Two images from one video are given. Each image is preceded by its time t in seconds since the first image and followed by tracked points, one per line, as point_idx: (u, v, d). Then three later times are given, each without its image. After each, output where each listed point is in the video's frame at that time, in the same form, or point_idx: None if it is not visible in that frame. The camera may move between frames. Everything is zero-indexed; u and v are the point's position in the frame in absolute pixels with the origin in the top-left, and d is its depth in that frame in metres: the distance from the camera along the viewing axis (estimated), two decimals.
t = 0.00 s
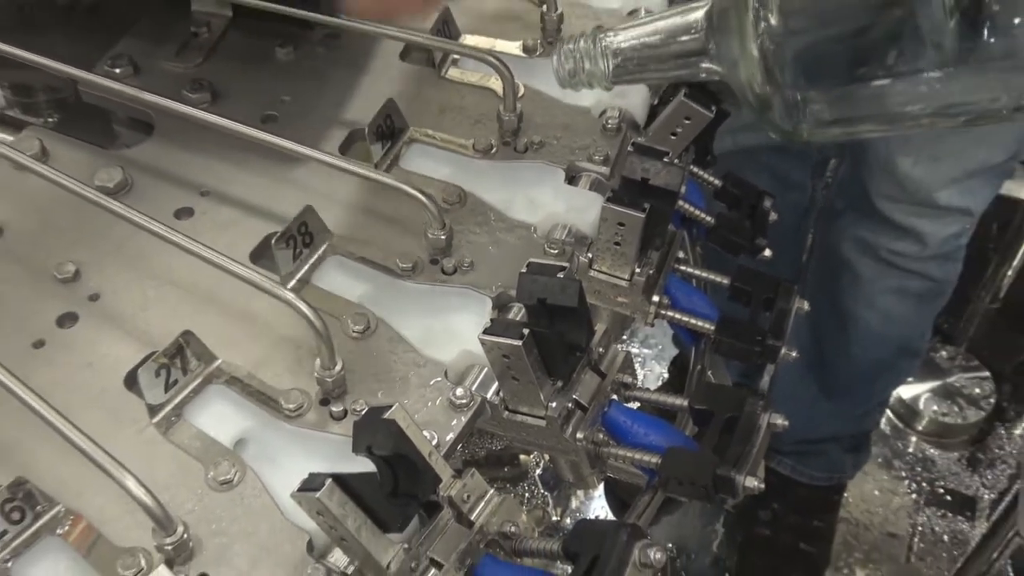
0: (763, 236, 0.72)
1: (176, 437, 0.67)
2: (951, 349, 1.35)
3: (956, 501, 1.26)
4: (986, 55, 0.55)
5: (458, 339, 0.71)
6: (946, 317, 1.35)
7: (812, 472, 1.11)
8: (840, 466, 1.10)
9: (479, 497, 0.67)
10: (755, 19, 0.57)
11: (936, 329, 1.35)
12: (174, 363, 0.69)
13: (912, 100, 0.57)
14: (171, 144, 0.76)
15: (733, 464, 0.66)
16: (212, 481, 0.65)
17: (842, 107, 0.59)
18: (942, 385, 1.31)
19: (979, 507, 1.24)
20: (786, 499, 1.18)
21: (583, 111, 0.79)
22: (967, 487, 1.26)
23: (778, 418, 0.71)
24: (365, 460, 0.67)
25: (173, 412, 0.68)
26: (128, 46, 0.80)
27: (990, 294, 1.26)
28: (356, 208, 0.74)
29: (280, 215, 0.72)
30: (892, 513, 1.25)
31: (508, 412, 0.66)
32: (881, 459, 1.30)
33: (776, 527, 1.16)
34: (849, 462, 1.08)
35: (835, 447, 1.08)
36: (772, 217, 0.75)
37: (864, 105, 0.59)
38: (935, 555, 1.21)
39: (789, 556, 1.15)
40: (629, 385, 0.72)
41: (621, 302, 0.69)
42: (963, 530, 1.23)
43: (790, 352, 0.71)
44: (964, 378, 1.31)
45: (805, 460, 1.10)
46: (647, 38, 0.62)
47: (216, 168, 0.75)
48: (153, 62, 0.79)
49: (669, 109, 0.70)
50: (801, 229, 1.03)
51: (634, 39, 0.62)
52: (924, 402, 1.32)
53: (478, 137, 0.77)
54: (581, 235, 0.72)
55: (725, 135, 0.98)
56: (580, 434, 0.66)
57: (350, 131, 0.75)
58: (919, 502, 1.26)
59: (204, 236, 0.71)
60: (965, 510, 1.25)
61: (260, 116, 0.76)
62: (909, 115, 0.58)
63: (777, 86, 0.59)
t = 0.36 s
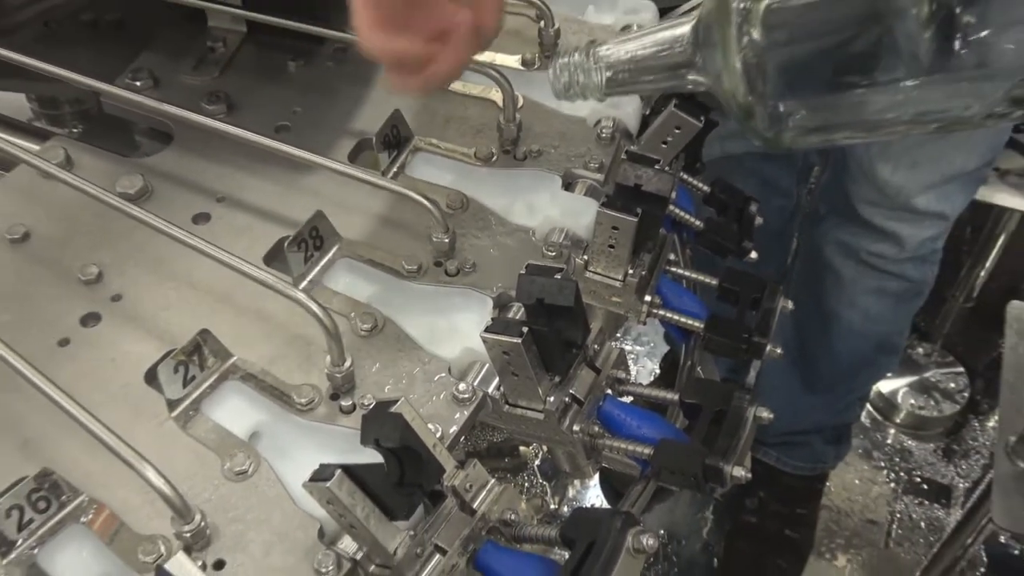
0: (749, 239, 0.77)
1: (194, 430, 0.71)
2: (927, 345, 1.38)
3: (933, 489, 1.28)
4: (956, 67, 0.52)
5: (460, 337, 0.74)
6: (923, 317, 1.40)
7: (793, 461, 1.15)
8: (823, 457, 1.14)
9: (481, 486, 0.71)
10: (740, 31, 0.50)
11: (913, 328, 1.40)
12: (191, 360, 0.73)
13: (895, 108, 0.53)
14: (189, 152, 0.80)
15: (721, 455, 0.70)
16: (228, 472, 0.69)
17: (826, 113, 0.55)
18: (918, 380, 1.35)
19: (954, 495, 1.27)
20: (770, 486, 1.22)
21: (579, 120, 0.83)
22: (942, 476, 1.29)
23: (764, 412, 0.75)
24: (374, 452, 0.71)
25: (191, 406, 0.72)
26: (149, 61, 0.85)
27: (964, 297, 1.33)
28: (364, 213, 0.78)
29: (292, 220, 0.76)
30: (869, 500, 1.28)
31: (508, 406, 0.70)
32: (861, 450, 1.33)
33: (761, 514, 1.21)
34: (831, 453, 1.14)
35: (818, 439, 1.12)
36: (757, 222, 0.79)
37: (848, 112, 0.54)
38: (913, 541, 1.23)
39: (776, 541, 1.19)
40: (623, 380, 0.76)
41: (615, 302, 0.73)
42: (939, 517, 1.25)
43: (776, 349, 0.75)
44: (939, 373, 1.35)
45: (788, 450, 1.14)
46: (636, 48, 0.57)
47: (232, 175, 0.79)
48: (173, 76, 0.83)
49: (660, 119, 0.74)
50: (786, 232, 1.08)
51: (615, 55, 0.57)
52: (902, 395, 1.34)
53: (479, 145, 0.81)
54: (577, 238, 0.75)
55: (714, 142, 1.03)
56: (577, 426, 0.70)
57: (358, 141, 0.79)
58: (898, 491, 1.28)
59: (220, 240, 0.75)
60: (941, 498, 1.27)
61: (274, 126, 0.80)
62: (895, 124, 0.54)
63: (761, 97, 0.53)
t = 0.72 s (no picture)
0: (735, 243, 0.81)
1: (214, 422, 0.76)
2: (902, 342, 1.44)
3: (907, 476, 1.32)
4: (920, 77, 0.58)
5: (464, 334, 0.79)
6: (897, 314, 1.47)
7: (775, 451, 1.20)
8: (804, 448, 1.19)
9: (483, 474, 0.75)
10: (718, 39, 0.56)
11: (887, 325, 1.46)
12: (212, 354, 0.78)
13: (864, 114, 0.58)
14: (209, 162, 0.85)
15: (709, 445, 0.75)
16: (246, 461, 0.74)
17: (806, 114, 0.61)
18: (893, 373, 1.40)
19: (927, 482, 1.31)
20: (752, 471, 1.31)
21: (575, 131, 0.88)
22: (916, 464, 1.33)
23: (749, 403, 0.80)
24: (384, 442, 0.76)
25: (211, 400, 0.77)
26: (173, 76, 0.90)
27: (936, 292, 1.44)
28: (373, 218, 0.83)
29: (306, 224, 0.81)
30: (846, 487, 1.32)
31: (509, 398, 0.74)
32: (839, 440, 1.37)
33: (747, 500, 1.29)
34: (811, 443, 1.18)
35: (799, 429, 1.17)
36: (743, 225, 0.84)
37: (823, 115, 0.60)
38: (888, 525, 1.27)
39: (759, 525, 1.27)
40: (617, 374, 0.81)
41: (609, 301, 0.77)
42: (912, 503, 1.29)
43: (760, 345, 0.80)
44: (912, 367, 1.40)
45: (771, 440, 1.20)
46: (628, 55, 0.64)
47: (249, 183, 0.84)
48: (194, 89, 0.88)
49: (651, 129, 0.77)
50: (769, 235, 1.13)
51: (603, 67, 0.66)
52: (878, 388, 1.39)
53: (481, 154, 0.86)
54: (573, 242, 0.80)
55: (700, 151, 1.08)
56: (573, 417, 0.75)
57: (368, 150, 0.84)
58: (874, 478, 1.32)
59: (239, 244, 0.80)
60: (915, 485, 1.31)
61: (289, 136, 0.85)
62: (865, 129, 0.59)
63: (738, 100, 0.59)
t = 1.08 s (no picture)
0: (722, 245, 0.87)
1: (235, 413, 0.81)
2: (876, 338, 1.56)
3: (882, 463, 1.47)
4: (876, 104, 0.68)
5: (469, 331, 0.84)
6: (872, 312, 1.57)
7: (760, 439, 1.24)
8: (787, 436, 1.24)
9: (486, 462, 0.80)
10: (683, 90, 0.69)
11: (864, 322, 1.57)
12: (232, 351, 0.82)
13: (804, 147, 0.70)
14: (231, 171, 0.91)
15: (697, 433, 0.80)
16: (266, 450, 0.79)
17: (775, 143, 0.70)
18: (868, 367, 1.54)
19: (900, 469, 1.46)
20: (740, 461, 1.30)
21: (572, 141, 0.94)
22: (889, 452, 1.48)
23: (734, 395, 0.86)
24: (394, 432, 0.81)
25: (233, 394, 0.82)
26: (196, 91, 0.96)
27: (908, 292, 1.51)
28: (383, 223, 0.89)
29: (322, 228, 0.87)
30: (825, 473, 1.47)
31: (510, 391, 0.80)
32: (819, 430, 1.52)
33: (733, 485, 1.29)
34: (793, 432, 1.23)
35: (781, 419, 1.22)
36: (727, 230, 0.90)
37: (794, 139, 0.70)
38: (864, 509, 1.42)
39: (744, 509, 1.28)
40: (611, 368, 0.86)
41: (603, 301, 0.82)
42: (886, 488, 1.44)
43: (745, 342, 0.87)
44: (887, 362, 1.54)
45: (755, 429, 1.24)
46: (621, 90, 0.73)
47: (269, 191, 0.90)
48: (216, 103, 0.94)
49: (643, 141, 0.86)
50: (755, 239, 1.19)
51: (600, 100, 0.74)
52: (853, 381, 1.54)
53: (484, 164, 0.92)
54: (570, 245, 0.86)
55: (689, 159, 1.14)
56: (570, 409, 0.80)
57: (377, 160, 0.90)
58: (851, 465, 1.47)
59: (260, 247, 0.85)
60: (888, 471, 1.46)
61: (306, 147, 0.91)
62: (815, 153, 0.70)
63: (704, 134, 0.69)
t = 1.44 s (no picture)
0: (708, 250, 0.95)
1: (255, 405, 0.86)
2: (854, 335, 1.65)
3: (859, 452, 1.54)
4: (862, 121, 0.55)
5: (473, 328, 0.89)
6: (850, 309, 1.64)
7: (746, 430, 1.34)
8: (770, 428, 1.34)
9: (489, 450, 0.84)
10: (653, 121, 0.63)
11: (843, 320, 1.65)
12: (252, 347, 0.87)
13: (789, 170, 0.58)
14: (251, 179, 0.98)
15: (686, 425, 0.86)
16: (282, 440, 0.83)
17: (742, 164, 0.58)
18: (846, 362, 1.62)
19: (876, 457, 1.53)
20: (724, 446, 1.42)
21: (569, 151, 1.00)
22: (866, 442, 1.55)
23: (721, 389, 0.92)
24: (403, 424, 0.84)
25: (252, 387, 0.87)
26: (217, 105, 1.04)
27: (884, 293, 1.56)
28: (391, 227, 0.95)
29: (336, 233, 0.93)
30: (806, 460, 1.54)
31: (511, 385, 0.84)
32: (801, 420, 1.59)
33: (719, 472, 1.40)
34: (775, 424, 1.33)
35: (765, 412, 1.32)
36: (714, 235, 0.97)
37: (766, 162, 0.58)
38: (843, 495, 1.49)
39: (729, 495, 1.39)
40: (605, 363, 0.92)
41: (598, 300, 0.88)
42: (863, 476, 1.51)
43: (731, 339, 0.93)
44: (864, 358, 1.62)
45: (739, 421, 1.34)
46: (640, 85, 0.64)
47: (286, 198, 0.96)
48: (237, 116, 1.02)
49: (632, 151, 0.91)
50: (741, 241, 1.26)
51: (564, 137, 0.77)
52: (833, 375, 1.62)
53: (487, 171, 0.98)
54: (568, 248, 0.92)
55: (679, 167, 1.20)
56: (568, 401, 0.85)
57: (388, 168, 0.98)
58: (830, 454, 1.54)
59: (279, 250, 0.92)
60: (865, 460, 1.53)
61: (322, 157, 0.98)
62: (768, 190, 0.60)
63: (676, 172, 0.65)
